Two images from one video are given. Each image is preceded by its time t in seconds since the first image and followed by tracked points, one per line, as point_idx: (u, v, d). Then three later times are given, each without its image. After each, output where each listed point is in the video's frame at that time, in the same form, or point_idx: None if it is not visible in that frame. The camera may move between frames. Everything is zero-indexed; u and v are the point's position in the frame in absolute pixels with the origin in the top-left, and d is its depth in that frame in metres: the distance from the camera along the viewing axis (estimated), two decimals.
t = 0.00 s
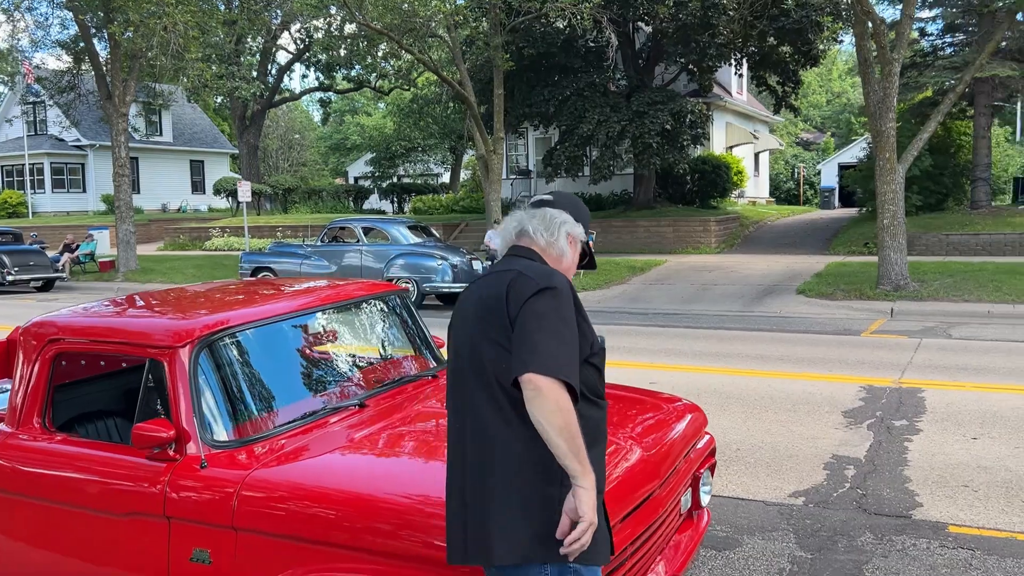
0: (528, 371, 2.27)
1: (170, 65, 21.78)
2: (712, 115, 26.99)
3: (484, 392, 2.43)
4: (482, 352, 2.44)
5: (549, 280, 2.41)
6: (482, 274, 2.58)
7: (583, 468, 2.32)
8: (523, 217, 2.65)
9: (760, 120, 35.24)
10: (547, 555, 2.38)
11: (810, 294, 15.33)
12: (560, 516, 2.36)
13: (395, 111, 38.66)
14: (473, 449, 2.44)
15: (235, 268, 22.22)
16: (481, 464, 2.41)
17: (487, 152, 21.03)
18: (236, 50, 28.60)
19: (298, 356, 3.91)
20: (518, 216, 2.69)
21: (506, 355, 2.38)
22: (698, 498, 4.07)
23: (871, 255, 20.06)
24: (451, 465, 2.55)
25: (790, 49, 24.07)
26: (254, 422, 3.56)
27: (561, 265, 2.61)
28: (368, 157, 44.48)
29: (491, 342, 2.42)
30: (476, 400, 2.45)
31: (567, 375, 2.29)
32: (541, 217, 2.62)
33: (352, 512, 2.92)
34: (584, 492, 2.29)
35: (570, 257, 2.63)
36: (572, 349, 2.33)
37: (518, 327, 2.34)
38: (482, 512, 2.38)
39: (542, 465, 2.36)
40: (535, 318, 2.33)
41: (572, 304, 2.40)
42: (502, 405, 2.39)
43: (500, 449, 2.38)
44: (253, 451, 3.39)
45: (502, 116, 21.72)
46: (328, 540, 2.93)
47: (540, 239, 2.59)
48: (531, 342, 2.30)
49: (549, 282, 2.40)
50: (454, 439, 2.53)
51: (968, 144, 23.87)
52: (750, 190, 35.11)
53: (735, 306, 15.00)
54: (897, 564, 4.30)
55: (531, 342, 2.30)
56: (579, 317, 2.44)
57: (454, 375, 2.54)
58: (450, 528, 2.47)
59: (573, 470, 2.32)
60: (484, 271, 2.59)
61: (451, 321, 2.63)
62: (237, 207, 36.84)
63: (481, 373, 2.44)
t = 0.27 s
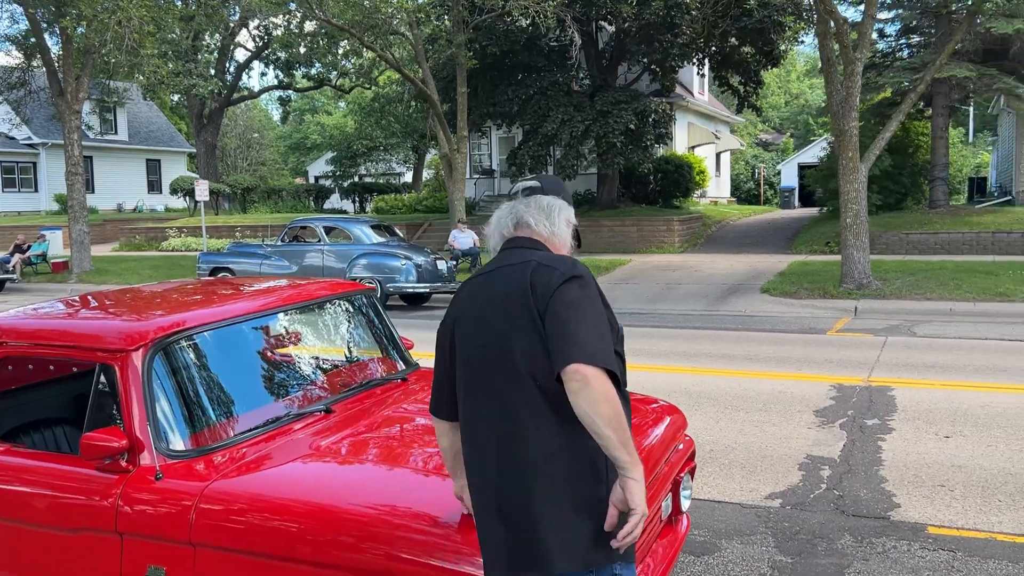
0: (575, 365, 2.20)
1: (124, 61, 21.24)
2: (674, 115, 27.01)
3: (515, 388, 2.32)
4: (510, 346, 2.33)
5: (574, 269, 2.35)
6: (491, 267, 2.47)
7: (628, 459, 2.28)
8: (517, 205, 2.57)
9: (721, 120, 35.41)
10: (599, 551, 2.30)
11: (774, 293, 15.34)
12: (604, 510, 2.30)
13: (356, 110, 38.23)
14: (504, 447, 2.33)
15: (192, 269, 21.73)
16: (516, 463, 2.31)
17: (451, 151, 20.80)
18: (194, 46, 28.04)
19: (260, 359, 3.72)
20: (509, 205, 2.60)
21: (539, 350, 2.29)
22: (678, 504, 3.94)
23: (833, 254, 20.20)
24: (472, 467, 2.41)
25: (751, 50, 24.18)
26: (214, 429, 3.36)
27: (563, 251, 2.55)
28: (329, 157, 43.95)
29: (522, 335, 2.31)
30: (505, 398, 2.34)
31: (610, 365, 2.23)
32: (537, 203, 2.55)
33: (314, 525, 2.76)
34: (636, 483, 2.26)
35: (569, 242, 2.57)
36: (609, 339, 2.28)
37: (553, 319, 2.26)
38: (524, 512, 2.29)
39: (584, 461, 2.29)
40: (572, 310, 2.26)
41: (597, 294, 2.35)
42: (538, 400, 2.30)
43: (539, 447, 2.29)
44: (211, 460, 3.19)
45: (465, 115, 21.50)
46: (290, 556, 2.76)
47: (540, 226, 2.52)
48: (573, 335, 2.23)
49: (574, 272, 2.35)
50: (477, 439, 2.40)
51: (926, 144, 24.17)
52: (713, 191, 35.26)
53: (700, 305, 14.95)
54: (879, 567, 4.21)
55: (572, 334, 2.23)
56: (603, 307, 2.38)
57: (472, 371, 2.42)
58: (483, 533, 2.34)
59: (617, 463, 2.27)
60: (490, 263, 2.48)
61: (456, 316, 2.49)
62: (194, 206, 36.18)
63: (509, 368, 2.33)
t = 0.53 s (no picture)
0: (629, 376, 2.08)
1: (74, 58, 20.70)
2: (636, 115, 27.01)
3: (554, 400, 2.19)
4: (548, 356, 2.18)
5: (611, 276, 2.22)
6: (515, 269, 2.30)
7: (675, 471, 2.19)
8: (534, 202, 2.39)
9: (681, 120, 35.53)
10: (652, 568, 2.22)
11: (738, 293, 15.35)
12: (652, 527, 2.21)
13: (315, 108, 37.71)
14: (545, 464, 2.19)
15: (147, 270, 21.20)
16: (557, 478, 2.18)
17: (412, 150, 20.57)
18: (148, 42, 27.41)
19: (221, 368, 3.52)
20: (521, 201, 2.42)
21: (583, 362, 2.15)
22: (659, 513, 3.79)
23: (794, 253, 20.32)
24: (501, 483, 2.27)
25: (711, 50, 24.27)
26: (174, 443, 3.16)
27: (579, 249, 2.41)
28: (287, 155, 43.33)
29: (561, 343, 2.17)
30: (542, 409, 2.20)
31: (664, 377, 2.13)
32: (552, 200, 2.38)
33: (275, 544, 2.59)
34: (689, 500, 2.17)
35: (586, 238, 2.43)
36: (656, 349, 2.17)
37: (595, 327, 2.13)
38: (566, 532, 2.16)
39: (629, 476, 2.18)
40: (616, 316, 2.13)
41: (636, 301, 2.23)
42: (579, 411, 2.17)
43: (583, 462, 2.17)
44: (171, 476, 2.99)
45: (427, 113, 21.26)
46: None
47: (559, 226, 2.36)
48: (623, 343, 2.10)
49: (613, 276, 2.21)
50: (507, 454, 2.25)
51: (883, 144, 24.47)
52: (673, 190, 35.39)
53: (665, 305, 14.89)
54: (863, 574, 4.12)
55: (621, 342, 2.10)
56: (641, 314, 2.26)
57: (501, 381, 2.26)
58: (518, 556, 2.19)
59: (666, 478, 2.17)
60: (512, 267, 2.32)
61: (476, 322, 2.32)
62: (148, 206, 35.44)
63: (547, 379, 2.19)
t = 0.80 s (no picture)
0: (713, 398, 2.04)
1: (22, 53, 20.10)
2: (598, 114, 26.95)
3: (626, 428, 2.08)
4: (618, 382, 2.08)
5: (671, 299, 2.15)
6: (566, 293, 2.18)
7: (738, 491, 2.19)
8: (557, 227, 2.26)
9: (642, 120, 35.62)
10: None
11: (702, 293, 15.32)
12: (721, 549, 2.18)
13: (273, 106, 37.13)
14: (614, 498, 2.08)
15: (99, 271, 20.63)
16: (629, 510, 2.07)
17: (373, 149, 20.31)
18: (100, 37, 26.75)
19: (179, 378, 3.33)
20: (542, 225, 2.30)
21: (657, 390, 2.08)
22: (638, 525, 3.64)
23: (756, 253, 20.40)
24: (557, 517, 2.11)
25: (672, 50, 24.33)
26: (129, 459, 2.96)
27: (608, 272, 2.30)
28: (244, 154, 42.62)
29: (632, 369, 2.07)
30: (609, 439, 2.08)
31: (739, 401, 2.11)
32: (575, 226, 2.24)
33: (235, 569, 2.42)
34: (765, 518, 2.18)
35: (614, 259, 2.30)
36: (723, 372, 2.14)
37: (670, 350, 2.05)
38: (640, 565, 2.05)
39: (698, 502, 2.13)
40: (689, 339, 2.08)
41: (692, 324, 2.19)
42: (651, 439, 2.08)
43: (657, 488, 2.08)
44: (126, 497, 2.79)
45: (388, 111, 20.99)
46: None
47: (583, 253, 2.24)
48: (703, 367, 2.06)
49: (670, 300, 2.16)
50: (565, 487, 2.10)
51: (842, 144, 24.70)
52: (635, 190, 35.43)
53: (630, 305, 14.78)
54: None
55: (702, 365, 2.05)
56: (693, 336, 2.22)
57: (558, 411, 2.12)
58: None
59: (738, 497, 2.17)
60: (560, 291, 2.19)
61: (524, 349, 2.17)
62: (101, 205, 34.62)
63: (616, 407, 2.08)
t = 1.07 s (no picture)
0: (770, 420, 1.93)
1: None
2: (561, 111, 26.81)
3: (679, 450, 1.96)
4: (673, 401, 1.95)
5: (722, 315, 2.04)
6: (612, 305, 2.03)
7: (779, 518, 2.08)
8: (595, 246, 2.07)
9: (606, 118, 35.56)
10: None
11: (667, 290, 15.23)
12: None
13: (231, 101, 36.49)
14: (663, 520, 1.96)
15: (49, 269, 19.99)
16: (683, 537, 1.95)
17: (334, 145, 19.99)
18: (51, 29, 26.02)
19: (124, 378, 3.11)
20: (578, 240, 2.11)
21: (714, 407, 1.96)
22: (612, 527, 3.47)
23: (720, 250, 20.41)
24: (600, 542, 1.98)
25: (635, 48, 24.24)
26: (68, 468, 2.74)
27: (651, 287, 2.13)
28: (201, 150, 41.85)
29: (688, 387, 1.95)
30: (660, 460, 1.95)
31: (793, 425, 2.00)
32: (617, 243, 2.05)
33: None
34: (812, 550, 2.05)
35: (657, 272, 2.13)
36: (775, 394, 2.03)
37: (727, 370, 1.94)
38: None
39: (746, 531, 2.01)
40: (744, 358, 1.97)
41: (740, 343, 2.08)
42: (704, 462, 1.97)
43: (708, 513, 1.97)
44: (65, 510, 2.57)
45: (349, 107, 20.66)
46: None
47: (625, 274, 2.06)
48: (761, 388, 1.95)
49: (721, 315, 2.04)
50: (612, 510, 1.97)
51: (803, 143, 24.87)
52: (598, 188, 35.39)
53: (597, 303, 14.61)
54: None
55: (759, 386, 1.94)
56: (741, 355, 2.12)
57: (605, 432, 1.98)
58: None
59: (783, 528, 2.05)
60: (605, 300, 2.05)
61: (567, 361, 2.02)
62: (52, 202, 33.74)
63: (669, 428, 1.96)
